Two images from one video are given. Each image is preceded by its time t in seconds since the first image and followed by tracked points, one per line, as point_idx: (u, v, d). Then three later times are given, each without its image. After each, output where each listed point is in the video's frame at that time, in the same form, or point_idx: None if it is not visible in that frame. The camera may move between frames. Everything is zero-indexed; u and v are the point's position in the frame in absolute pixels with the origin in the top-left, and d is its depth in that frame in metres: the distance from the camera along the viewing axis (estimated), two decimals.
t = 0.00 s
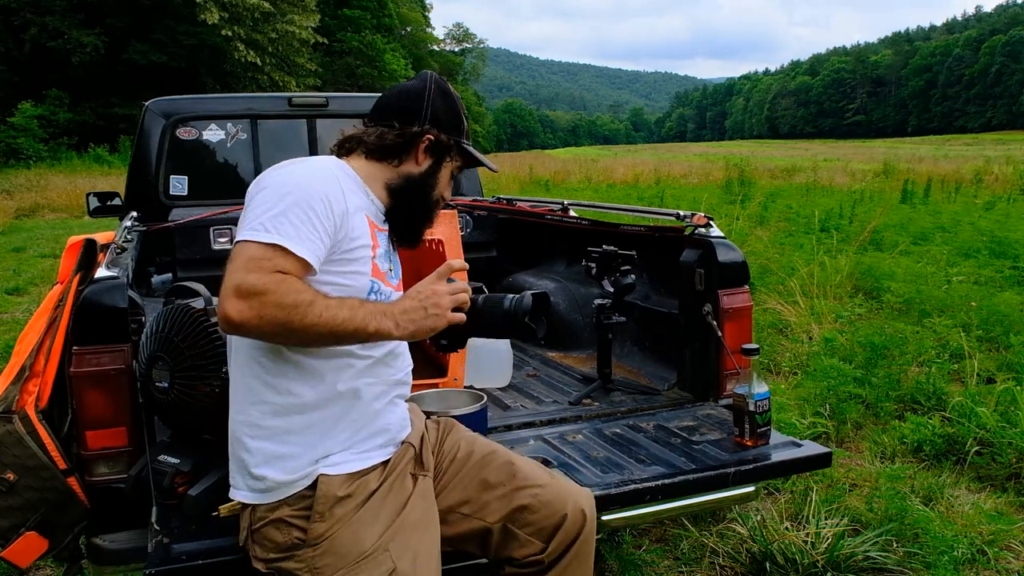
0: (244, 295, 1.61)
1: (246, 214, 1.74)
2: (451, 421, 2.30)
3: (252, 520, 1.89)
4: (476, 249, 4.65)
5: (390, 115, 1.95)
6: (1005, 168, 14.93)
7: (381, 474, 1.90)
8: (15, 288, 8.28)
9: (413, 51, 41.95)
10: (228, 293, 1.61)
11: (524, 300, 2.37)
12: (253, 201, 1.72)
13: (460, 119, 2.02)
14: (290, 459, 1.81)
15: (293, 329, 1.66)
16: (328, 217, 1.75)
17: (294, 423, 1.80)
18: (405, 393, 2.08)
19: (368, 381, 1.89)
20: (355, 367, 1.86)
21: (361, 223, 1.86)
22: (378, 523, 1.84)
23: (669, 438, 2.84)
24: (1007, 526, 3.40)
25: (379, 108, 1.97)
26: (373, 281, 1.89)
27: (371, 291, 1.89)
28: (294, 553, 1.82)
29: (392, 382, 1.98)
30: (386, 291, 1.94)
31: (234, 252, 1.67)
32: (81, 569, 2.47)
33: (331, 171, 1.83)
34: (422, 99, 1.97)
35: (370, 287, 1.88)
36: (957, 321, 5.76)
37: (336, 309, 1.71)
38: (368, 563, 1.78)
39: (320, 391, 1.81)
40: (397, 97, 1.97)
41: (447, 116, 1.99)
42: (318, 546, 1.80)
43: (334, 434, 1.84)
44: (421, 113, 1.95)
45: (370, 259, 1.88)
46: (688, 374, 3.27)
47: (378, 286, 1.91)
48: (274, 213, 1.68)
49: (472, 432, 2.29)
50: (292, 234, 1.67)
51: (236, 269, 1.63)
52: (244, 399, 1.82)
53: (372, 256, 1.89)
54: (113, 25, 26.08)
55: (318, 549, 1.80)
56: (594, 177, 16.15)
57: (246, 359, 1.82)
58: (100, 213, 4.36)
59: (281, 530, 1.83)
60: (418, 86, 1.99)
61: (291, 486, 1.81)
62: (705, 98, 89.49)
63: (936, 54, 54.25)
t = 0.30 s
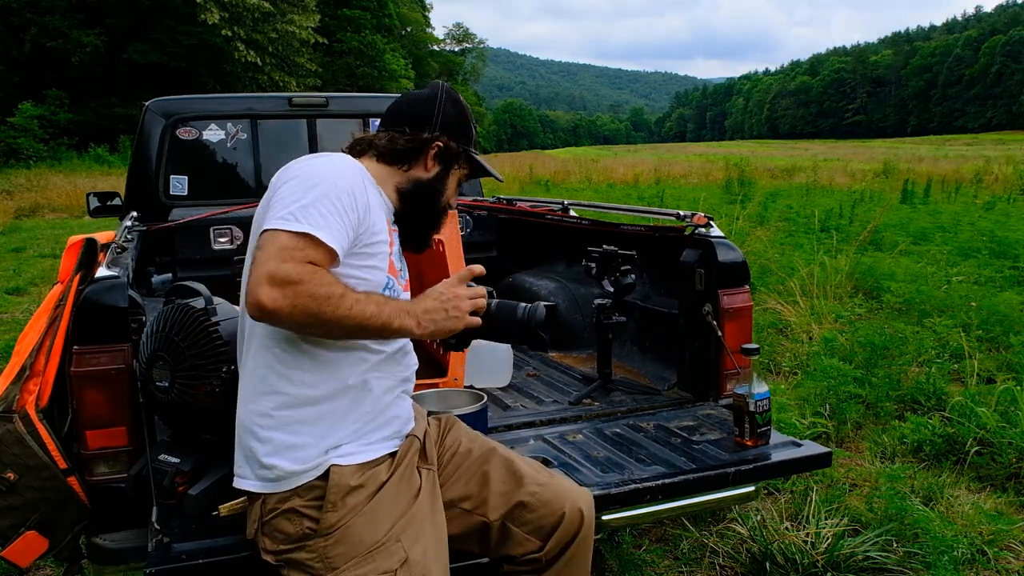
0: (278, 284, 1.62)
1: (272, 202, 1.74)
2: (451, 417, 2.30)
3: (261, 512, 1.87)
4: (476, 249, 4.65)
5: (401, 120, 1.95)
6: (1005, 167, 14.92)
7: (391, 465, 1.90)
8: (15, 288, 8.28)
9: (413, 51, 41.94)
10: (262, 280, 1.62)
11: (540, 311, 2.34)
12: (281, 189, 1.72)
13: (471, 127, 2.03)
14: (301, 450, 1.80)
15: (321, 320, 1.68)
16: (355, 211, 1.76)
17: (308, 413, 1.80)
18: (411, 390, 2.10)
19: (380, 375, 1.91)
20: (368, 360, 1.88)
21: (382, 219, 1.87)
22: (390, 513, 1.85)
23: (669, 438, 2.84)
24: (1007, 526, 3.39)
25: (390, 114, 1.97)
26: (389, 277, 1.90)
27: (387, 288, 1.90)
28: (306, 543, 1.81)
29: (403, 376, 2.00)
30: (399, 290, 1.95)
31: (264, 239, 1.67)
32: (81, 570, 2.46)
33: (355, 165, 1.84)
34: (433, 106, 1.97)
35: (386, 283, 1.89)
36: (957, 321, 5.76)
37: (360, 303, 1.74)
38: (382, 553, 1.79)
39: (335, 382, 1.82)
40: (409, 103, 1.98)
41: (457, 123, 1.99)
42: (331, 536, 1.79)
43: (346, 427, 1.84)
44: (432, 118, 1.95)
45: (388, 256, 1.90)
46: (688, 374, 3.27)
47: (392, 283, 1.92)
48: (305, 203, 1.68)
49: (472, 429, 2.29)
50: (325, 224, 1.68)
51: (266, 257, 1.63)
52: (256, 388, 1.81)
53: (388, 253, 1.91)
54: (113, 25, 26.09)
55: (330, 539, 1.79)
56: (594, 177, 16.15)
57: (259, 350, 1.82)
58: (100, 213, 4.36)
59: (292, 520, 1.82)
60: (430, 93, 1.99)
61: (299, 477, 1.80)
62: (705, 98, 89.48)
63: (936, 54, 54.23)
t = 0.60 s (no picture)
0: (266, 290, 1.63)
1: (253, 208, 1.74)
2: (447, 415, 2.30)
3: (261, 513, 1.86)
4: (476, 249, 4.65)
5: (381, 118, 1.96)
6: (1005, 167, 14.91)
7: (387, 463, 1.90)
8: (15, 288, 8.28)
9: (413, 51, 41.94)
10: (249, 288, 1.62)
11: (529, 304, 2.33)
12: (262, 195, 1.72)
13: (452, 121, 2.02)
14: (296, 450, 1.80)
15: (312, 324, 1.69)
16: (336, 212, 1.76)
17: (301, 415, 1.80)
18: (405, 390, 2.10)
19: (373, 374, 1.91)
20: (360, 359, 1.88)
21: (366, 218, 1.87)
22: (387, 510, 1.85)
23: (669, 438, 2.84)
24: (1007, 526, 3.39)
25: (370, 112, 1.98)
26: (375, 276, 1.90)
27: (374, 286, 1.90)
28: (303, 542, 1.81)
29: (395, 375, 2.00)
30: (387, 287, 1.95)
31: (247, 247, 1.67)
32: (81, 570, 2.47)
33: (334, 166, 1.84)
34: (413, 102, 1.97)
35: (373, 281, 1.90)
36: (957, 321, 5.76)
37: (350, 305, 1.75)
38: (379, 548, 1.78)
39: (328, 381, 1.82)
40: (389, 101, 1.98)
41: (438, 118, 1.99)
42: (328, 534, 1.79)
43: (341, 426, 1.85)
44: (411, 115, 1.95)
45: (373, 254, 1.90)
46: (688, 374, 3.27)
47: (379, 281, 1.92)
48: (286, 208, 1.69)
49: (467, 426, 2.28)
50: (307, 227, 1.69)
51: (253, 264, 1.64)
52: (249, 393, 1.82)
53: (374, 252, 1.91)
54: (113, 25, 26.09)
55: (327, 537, 1.79)
56: (594, 177, 16.15)
57: (251, 355, 1.83)
58: (100, 213, 4.36)
59: (290, 519, 1.82)
60: (409, 90, 1.99)
61: (295, 477, 1.80)
62: (705, 98, 89.47)
63: (936, 54, 54.22)
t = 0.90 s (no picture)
0: (247, 292, 1.65)
1: (240, 210, 1.75)
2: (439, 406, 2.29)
3: (246, 516, 1.88)
4: (476, 249, 4.65)
5: (372, 120, 1.97)
6: (1005, 168, 14.91)
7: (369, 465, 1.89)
8: (15, 288, 8.27)
9: (413, 51, 41.94)
10: (232, 290, 1.64)
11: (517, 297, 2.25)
12: (247, 196, 1.73)
13: (445, 117, 2.01)
14: (280, 452, 1.80)
15: (293, 325, 1.70)
16: (322, 213, 1.76)
17: (284, 417, 1.81)
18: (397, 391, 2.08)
19: (360, 375, 1.90)
20: (346, 360, 1.87)
21: (355, 219, 1.87)
22: (370, 511, 1.85)
23: (668, 438, 2.84)
24: (1007, 526, 3.39)
25: (364, 113, 2.00)
26: (364, 276, 1.90)
27: (362, 287, 1.89)
28: (286, 544, 1.82)
29: (384, 377, 1.98)
30: (376, 288, 1.95)
31: (231, 249, 1.69)
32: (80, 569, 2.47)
33: (324, 167, 1.85)
34: (404, 102, 1.97)
35: (361, 283, 1.89)
36: (957, 321, 5.76)
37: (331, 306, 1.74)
38: (360, 551, 1.79)
39: (313, 383, 1.81)
40: (381, 102, 1.99)
41: (430, 116, 1.98)
42: (310, 536, 1.80)
43: (326, 429, 1.84)
44: (402, 115, 1.95)
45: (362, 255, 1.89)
46: (689, 373, 3.28)
47: (368, 283, 1.92)
48: (269, 209, 1.69)
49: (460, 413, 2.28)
50: (290, 229, 1.69)
51: (235, 267, 1.65)
52: (236, 394, 1.83)
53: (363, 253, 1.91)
54: (113, 25, 26.09)
55: (309, 539, 1.80)
56: (594, 177, 16.15)
57: (239, 356, 1.84)
58: (100, 213, 4.36)
59: (272, 521, 1.83)
60: (402, 89, 2.00)
61: (279, 479, 1.81)
62: (705, 98, 89.46)
63: (937, 54, 54.21)
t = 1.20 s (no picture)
0: (275, 288, 1.69)
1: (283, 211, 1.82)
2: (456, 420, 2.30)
3: (258, 497, 1.88)
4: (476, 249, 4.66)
5: (413, 124, 2.01)
6: (1005, 167, 14.90)
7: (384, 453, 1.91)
8: (15, 288, 8.28)
9: (413, 50, 41.91)
10: (261, 285, 1.69)
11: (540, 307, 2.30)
12: (289, 198, 1.79)
13: (485, 118, 2.00)
14: (298, 436, 1.82)
15: (317, 323, 1.73)
16: (357, 220, 1.80)
17: (304, 404, 1.84)
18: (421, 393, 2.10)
19: (382, 371, 1.92)
20: (369, 355, 1.89)
21: (393, 225, 1.91)
22: (384, 492, 1.86)
23: (668, 439, 2.84)
24: (1007, 526, 3.39)
25: (407, 117, 2.04)
26: (397, 284, 1.93)
27: (393, 295, 1.92)
28: (299, 522, 1.82)
29: (407, 376, 2.00)
30: (410, 294, 1.97)
31: (267, 247, 1.74)
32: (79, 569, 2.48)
33: (366, 173, 1.89)
34: (443, 105, 1.99)
35: (394, 290, 1.92)
36: (957, 321, 5.76)
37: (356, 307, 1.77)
38: (372, 527, 1.79)
39: (336, 370, 1.84)
40: (424, 106, 2.02)
41: (468, 118, 1.98)
42: (323, 513, 1.80)
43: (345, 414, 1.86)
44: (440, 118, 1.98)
45: (397, 263, 1.93)
46: (689, 374, 3.28)
47: (401, 289, 1.94)
48: (305, 213, 1.74)
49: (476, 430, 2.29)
50: (322, 234, 1.74)
51: (268, 262, 1.71)
52: (261, 374, 1.87)
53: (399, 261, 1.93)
54: (113, 25, 26.09)
55: (323, 516, 1.80)
56: (594, 177, 16.15)
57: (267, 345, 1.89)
58: (99, 213, 4.36)
59: (285, 498, 1.83)
60: (444, 93, 2.02)
61: (294, 457, 1.82)
62: (705, 98, 89.44)
63: (937, 54, 54.19)
